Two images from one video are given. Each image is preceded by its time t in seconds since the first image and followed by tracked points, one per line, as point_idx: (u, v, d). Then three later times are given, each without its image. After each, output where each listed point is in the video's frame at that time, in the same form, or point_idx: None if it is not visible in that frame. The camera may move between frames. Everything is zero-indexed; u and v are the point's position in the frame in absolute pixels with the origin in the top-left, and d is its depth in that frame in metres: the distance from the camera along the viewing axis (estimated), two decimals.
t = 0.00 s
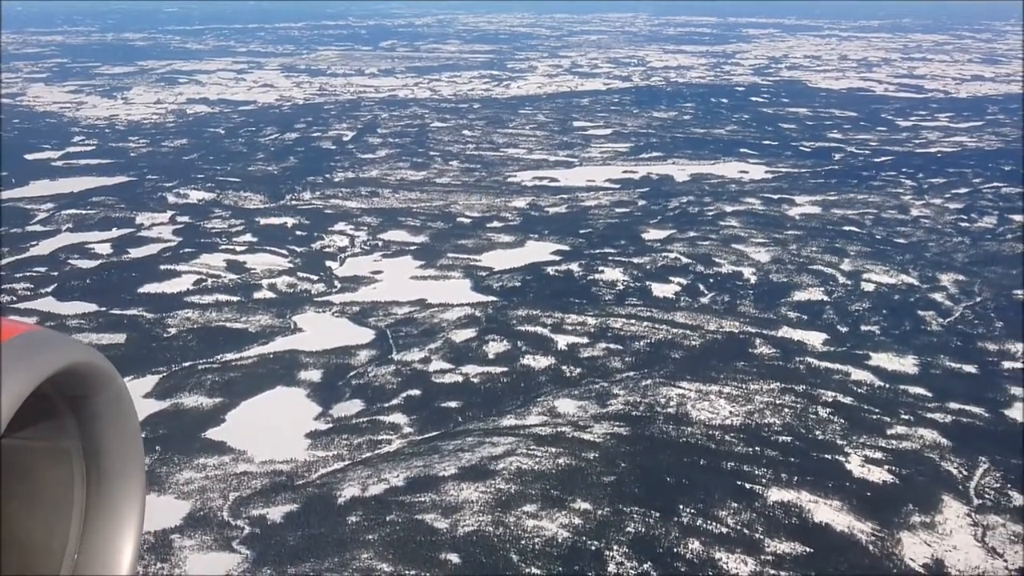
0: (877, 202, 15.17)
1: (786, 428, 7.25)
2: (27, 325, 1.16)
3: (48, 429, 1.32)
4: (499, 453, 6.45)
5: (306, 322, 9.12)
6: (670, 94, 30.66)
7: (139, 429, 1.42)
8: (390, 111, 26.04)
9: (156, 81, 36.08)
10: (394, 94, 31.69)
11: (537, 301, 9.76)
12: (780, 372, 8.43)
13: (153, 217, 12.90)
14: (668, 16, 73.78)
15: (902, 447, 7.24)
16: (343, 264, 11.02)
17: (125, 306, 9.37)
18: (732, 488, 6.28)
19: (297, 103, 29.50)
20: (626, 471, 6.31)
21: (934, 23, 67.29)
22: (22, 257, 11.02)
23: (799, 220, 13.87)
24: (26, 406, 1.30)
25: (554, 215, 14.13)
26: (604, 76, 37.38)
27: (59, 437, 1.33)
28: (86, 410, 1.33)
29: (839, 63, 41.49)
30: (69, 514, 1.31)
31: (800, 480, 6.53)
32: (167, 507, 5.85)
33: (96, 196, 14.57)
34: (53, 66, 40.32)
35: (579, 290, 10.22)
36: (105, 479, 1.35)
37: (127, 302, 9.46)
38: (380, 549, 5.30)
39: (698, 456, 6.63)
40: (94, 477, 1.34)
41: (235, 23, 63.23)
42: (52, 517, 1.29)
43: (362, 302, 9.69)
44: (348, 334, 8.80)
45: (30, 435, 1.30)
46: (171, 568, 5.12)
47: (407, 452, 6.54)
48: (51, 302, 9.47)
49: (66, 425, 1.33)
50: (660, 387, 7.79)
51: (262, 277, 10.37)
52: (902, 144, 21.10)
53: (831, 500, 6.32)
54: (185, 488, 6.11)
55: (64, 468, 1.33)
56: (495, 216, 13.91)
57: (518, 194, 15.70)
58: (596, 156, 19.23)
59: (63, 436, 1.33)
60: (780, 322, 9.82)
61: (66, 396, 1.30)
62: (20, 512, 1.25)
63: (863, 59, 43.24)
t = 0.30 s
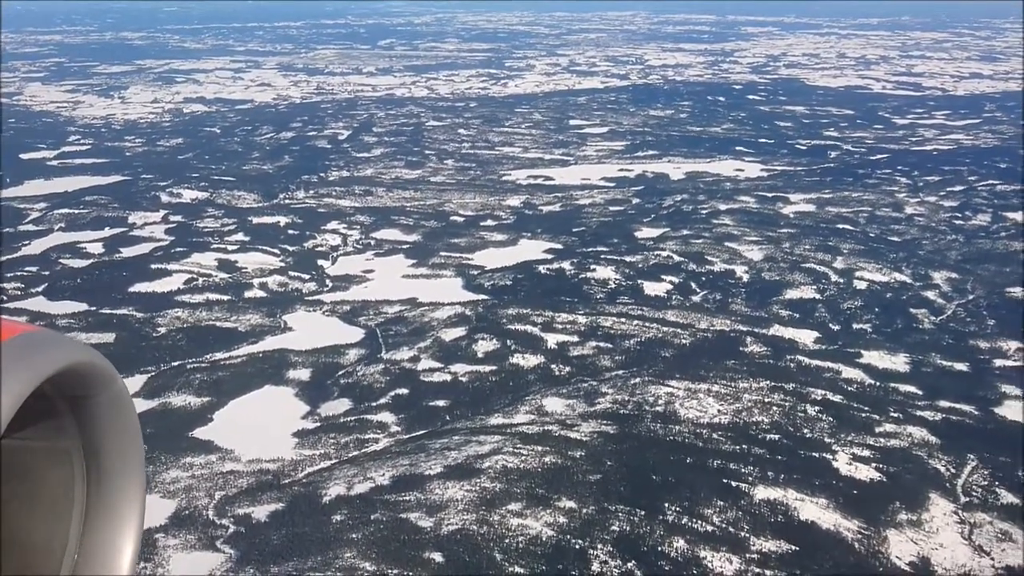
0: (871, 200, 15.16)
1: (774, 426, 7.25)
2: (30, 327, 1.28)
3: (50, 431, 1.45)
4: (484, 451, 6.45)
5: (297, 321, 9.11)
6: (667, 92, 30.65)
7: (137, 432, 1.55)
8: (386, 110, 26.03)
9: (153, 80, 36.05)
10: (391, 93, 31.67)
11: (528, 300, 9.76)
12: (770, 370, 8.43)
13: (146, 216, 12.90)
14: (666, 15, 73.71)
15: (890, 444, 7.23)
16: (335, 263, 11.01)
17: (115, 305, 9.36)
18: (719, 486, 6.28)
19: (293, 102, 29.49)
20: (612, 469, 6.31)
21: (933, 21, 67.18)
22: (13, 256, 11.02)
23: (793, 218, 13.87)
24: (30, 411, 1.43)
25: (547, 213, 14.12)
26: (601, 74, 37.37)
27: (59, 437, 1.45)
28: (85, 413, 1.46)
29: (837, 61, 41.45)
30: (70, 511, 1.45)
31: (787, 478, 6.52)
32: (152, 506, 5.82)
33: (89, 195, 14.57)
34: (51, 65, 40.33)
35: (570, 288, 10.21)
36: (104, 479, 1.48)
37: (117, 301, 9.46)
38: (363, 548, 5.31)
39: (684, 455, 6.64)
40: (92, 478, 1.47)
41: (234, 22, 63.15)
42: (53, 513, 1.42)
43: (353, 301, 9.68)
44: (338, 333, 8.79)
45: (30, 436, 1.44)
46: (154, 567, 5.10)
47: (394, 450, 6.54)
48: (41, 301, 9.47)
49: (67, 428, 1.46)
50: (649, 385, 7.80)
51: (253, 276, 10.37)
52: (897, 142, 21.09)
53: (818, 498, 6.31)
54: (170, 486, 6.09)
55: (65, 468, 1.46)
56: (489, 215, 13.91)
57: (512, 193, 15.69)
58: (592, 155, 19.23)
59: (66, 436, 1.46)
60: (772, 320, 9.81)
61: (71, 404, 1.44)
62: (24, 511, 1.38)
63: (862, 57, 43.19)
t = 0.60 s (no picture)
0: (865, 197, 15.14)
1: (763, 423, 7.25)
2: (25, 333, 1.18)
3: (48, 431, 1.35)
4: (470, 449, 6.44)
5: (287, 319, 9.11)
6: (663, 90, 30.62)
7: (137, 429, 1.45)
8: (382, 108, 26.00)
9: (150, 78, 36.00)
10: (388, 91, 31.64)
11: (519, 297, 9.75)
12: (759, 368, 8.42)
13: (139, 215, 12.88)
14: (665, 13, 73.56)
15: (878, 441, 7.22)
16: (326, 261, 11.00)
17: (105, 304, 9.36)
18: (705, 484, 6.27)
19: (290, 100, 29.45)
20: (598, 467, 6.31)
21: (933, 18, 67.03)
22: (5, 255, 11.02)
23: (787, 215, 13.85)
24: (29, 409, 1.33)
25: (541, 211, 14.11)
26: (599, 72, 37.33)
27: (60, 437, 1.36)
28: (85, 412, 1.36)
29: (835, 58, 41.39)
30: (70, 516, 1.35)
31: (774, 475, 6.51)
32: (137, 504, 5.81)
33: (82, 194, 14.56)
34: (49, 64, 40.28)
35: (562, 286, 10.21)
36: (104, 469, 1.38)
37: (108, 300, 9.45)
38: (346, 546, 5.31)
39: (671, 452, 6.63)
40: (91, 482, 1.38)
41: (233, 20, 63.02)
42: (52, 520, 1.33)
43: (343, 299, 9.67)
44: (328, 331, 8.78)
45: (31, 436, 1.34)
46: (137, 566, 5.08)
47: (381, 448, 6.53)
48: (31, 300, 9.47)
49: (68, 429, 1.36)
50: (637, 383, 7.80)
51: (244, 274, 10.37)
52: (893, 139, 21.06)
53: (805, 496, 6.30)
54: (156, 484, 6.08)
55: (66, 470, 1.36)
56: (482, 212, 13.89)
57: (506, 191, 15.67)
58: (587, 152, 19.22)
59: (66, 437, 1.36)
60: (763, 317, 9.80)
61: (65, 394, 1.32)
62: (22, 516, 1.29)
63: (860, 54, 43.13)
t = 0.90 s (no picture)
0: (859, 194, 15.13)
1: (751, 420, 7.24)
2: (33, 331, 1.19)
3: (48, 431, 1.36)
4: (457, 447, 6.44)
5: (277, 316, 9.11)
6: (661, 87, 30.58)
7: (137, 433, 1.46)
8: (379, 106, 25.97)
9: (147, 76, 35.94)
10: (385, 88, 31.61)
11: (510, 295, 9.75)
12: (749, 365, 8.41)
13: (131, 213, 12.87)
14: (664, 10, 73.39)
15: (867, 438, 7.21)
16: (318, 259, 11.00)
17: (96, 302, 9.36)
18: (691, 481, 6.27)
19: (287, 97, 29.43)
20: (584, 464, 6.31)
21: (932, 14, 66.89)
22: None
23: (781, 212, 13.84)
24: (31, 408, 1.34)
25: (534, 208, 14.10)
26: (596, 69, 37.29)
27: (59, 437, 1.37)
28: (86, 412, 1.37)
29: (833, 55, 41.32)
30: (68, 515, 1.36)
31: (761, 473, 6.50)
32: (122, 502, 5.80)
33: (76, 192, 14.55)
34: (46, 62, 40.21)
35: (553, 283, 10.21)
36: (103, 469, 1.40)
37: (98, 298, 9.46)
38: (330, 544, 5.31)
39: (658, 450, 6.63)
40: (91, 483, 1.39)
41: (231, 18, 62.89)
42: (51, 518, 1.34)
43: (334, 296, 9.67)
44: (317, 329, 8.78)
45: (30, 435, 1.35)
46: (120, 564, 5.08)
47: (368, 446, 6.53)
48: (22, 298, 9.47)
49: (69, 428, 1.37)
50: (625, 380, 7.80)
51: (235, 272, 10.36)
52: (889, 136, 21.04)
53: (791, 493, 6.29)
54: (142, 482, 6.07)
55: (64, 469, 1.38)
56: (475, 210, 13.88)
57: (500, 188, 15.66)
58: (582, 150, 19.20)
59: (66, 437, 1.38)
60: (755, 314, 9.79)
61: (64, 394, 1.33)
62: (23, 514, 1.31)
63: (858, 51, 43.06)
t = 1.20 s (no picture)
0: (854, 193, 15.12)
1: (739, 419, 7.24)
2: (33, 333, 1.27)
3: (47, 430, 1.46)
4: (443, 446, 6.44)
5: (267, 316, 9.10)
6: (657, 86, 30.55)
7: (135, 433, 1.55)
8: (375, 105, 25.95)
9: (144, 75, 35.91)
10: (382, 88, 31.59)
11: (501, 294, 9.74)
12: (738, 363, 8.40)
13: (124, 212, 12.86)
14: (663, 10, 73.31)
15: (855, 437, 7.20)
16: (310, 258, 10.99)
17: (85, 302, 9.36)
18: (676, 480, 6.27)
19: (284, 96, 29.42)
20: (570, 463, 6.31)
21: (931, 13, 66.79)
22: None
23: (774, 211, 13.83)
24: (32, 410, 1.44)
25: (528, 207, 14.10)
26: (594, 68, 37.25)
27: (61, 436, 1.46)
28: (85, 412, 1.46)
29: (831, 54, 41.28)
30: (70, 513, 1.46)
31: (747, 472, 6.49)
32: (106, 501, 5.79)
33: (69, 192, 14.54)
34: (43, 62, 40.13)
35: (544, 282, 10.20)
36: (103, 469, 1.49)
37: (88, 298, 9.45)
38: (313, 543, 5.31)
39: (644, 449, 6.63)
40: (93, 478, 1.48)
41: (230, 17, 62.86)
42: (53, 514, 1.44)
43: (325, 296, 9.66)
44: (307, 328, 8.77)
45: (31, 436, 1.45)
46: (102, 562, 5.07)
47: (354, 445, 6.53)
48: (11, 298, 9.45)
49: (68, 426, 1.46)
50: (613, 379, 7.79)
51: (226, 271, 10.35)
52: (885, 135, 21.02)
53: (777, 492, 6.28)
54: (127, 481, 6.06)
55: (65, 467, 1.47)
56: (469, 209, 13.87)
57: (494, 187, 15.64)
58: (577, 149, 19.18)
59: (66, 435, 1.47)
60: (746, 313, 9.78)
61: (65, 394, 1.42)
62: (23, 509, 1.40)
63: (856, 50, 43.01)
